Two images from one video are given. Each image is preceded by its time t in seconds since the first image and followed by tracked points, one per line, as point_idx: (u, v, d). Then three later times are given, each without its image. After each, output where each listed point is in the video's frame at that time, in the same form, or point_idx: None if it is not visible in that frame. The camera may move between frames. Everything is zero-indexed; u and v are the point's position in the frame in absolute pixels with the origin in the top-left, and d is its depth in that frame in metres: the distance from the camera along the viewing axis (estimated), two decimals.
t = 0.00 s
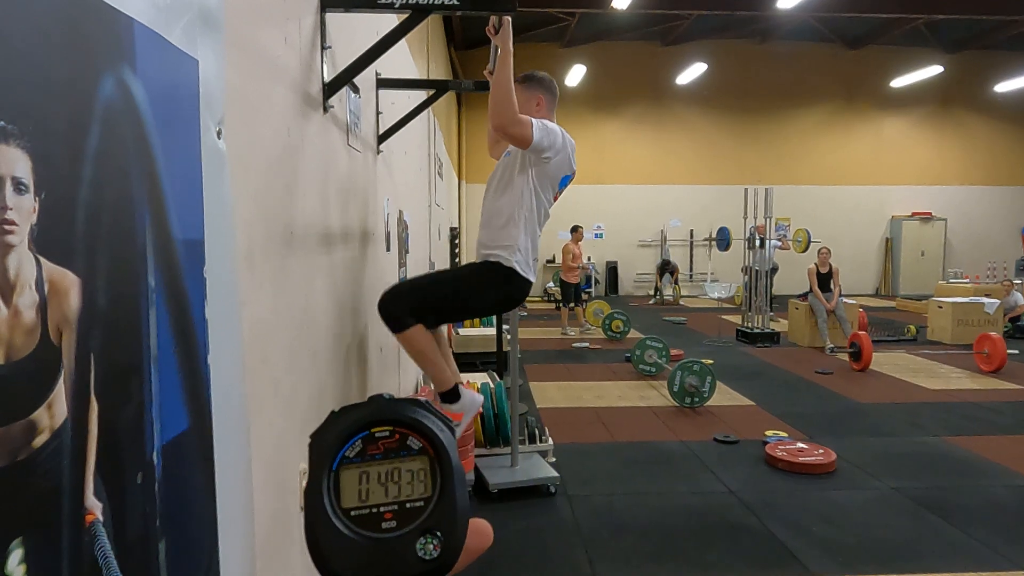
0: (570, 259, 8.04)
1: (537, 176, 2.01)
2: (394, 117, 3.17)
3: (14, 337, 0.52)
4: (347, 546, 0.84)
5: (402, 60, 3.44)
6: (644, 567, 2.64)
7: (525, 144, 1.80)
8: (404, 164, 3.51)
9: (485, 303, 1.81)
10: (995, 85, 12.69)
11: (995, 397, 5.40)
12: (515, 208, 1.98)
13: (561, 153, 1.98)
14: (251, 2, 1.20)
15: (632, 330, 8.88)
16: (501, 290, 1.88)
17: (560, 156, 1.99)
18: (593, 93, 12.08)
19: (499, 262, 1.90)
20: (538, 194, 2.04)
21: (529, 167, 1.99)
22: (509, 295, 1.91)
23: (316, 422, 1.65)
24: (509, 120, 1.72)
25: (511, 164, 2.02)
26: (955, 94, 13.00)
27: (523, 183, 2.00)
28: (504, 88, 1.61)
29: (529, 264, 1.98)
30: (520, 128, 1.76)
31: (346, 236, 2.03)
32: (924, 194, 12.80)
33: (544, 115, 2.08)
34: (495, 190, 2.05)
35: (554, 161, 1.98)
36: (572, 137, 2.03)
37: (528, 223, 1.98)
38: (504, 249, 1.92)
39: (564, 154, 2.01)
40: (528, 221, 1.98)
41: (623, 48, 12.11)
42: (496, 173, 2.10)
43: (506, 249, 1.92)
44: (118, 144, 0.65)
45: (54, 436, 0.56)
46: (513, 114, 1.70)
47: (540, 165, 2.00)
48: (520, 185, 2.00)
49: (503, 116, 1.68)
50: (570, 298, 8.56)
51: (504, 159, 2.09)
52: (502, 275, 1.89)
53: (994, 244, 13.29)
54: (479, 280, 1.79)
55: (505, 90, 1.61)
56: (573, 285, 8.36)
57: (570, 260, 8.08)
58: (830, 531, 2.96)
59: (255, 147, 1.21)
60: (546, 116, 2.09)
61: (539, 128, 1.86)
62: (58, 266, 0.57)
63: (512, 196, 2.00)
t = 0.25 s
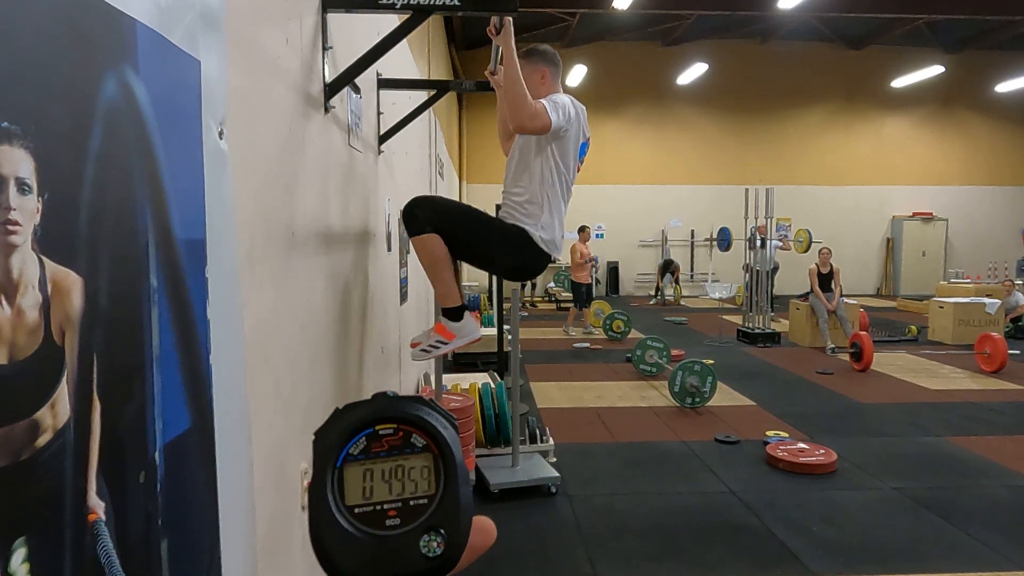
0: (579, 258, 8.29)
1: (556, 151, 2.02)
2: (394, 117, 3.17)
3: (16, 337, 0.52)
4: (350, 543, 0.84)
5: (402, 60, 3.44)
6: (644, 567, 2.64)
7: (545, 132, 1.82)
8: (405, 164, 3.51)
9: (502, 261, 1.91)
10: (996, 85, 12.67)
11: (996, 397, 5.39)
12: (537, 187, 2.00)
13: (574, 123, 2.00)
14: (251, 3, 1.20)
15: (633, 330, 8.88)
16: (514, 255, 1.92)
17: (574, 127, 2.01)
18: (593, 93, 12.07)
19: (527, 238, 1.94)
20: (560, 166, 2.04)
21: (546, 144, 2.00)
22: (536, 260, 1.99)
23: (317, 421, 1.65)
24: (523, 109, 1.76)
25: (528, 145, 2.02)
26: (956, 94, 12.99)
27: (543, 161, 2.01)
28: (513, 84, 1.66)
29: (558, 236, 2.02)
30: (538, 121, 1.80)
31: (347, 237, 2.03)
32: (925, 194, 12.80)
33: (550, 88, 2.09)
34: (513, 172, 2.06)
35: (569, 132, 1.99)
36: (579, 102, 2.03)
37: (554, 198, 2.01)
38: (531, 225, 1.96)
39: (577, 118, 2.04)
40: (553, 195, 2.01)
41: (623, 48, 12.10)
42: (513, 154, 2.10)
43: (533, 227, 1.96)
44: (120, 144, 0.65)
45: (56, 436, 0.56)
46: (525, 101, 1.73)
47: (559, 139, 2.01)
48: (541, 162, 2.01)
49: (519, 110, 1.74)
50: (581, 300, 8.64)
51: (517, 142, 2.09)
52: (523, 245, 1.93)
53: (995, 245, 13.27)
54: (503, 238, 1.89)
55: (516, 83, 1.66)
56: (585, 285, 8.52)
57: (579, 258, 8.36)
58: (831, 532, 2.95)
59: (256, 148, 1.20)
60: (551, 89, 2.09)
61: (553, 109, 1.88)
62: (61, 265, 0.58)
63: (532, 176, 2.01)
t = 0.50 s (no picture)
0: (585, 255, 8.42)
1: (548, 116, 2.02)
2: (394, 117, 3.17)
3: (16, 336, 0.52)
4: (349, 544, 0.84)
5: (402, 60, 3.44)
6: (644, 567, 2.64)
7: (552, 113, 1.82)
8: (405, 164, 3.51)
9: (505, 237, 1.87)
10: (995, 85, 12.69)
11: (995, 397, 5.40)
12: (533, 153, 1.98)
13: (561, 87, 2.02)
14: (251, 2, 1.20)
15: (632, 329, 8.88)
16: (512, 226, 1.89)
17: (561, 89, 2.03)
18: (592, 93, 12.07)
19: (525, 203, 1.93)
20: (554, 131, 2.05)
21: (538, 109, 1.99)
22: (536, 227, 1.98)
23: (317, 421, 1.65)
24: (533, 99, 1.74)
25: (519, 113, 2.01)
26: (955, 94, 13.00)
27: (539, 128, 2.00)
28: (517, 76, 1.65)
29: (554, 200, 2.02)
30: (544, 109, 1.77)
31: (347, 236, 2.03)
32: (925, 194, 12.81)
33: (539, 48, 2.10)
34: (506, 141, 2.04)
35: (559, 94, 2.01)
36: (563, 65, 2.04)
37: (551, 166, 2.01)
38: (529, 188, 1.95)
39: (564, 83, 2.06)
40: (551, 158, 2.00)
41: (623, 48, 12.11)
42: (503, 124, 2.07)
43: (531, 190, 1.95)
44: (120, 144, 0.65)
45: (57, 435, 0.56)
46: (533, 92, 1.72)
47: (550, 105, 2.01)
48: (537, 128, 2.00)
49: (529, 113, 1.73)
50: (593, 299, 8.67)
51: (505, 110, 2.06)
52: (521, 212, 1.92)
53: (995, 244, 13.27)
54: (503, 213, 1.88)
55: (518, 79, 1.67)
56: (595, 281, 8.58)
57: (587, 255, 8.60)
58: (830, 531, 2.96)
59: (256, 147, 1.21)
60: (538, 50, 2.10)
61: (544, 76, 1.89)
62: (61, 265, 0.58)
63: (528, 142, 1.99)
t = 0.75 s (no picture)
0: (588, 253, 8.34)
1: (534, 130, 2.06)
2: (394, 115, 3.16)
3: (18, 334, 0.52)
4: (350, 540, 0.84)
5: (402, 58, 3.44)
6: (644, 566, 2.64)
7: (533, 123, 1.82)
8: (405, 162, 3.51)
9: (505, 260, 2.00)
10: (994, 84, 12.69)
11: (994, 395, 5.40)
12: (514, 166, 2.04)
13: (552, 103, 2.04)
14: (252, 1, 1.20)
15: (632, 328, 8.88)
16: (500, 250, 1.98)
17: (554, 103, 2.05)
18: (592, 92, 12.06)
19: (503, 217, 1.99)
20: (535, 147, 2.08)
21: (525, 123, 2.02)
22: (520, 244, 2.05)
23: (318, 420, 1.65)
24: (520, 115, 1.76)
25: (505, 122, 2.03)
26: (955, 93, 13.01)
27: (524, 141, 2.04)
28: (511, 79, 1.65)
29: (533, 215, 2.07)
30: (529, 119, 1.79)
31: (347, 235, 2.03)
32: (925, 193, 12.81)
33: (542, 56, 2.10)
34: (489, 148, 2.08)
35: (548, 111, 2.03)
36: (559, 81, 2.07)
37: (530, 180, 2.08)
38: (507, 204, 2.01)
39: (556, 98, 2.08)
40: (526, 174, 2.06)
41: (623, 46, 12.12)
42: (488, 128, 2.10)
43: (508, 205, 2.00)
44: (121, 142, 0.65)
45: (58, 433, 0.56)
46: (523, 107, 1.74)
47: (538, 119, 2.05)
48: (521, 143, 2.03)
49: (513, 117, 1.74)
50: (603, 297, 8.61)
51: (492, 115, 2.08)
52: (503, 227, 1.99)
53: (994, 243, 13.27)
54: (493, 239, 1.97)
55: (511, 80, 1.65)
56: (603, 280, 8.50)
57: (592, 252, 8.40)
58: (829, 529, 2.96)
59: (256, 147, 1.20)
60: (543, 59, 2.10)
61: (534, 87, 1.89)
62: (62, 263, 0.58)
63: (510, 155, 2.03)
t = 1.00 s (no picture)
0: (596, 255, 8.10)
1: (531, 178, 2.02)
2: (391, 113, 3.16)
3: (15, 332, 0.52)
4: (350, 538, 0.84)
5: (400, 56, 3.44)
6: (642, 563, 2.64)
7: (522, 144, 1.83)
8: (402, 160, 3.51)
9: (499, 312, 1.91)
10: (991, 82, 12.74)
11: (990, 392, 5.42)
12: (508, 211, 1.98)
13: (557, 158, 2.00)
14: None
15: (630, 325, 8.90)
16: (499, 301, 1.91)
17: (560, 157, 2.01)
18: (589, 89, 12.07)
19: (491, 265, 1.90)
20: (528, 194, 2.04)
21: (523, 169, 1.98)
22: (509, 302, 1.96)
23: (315, 418, 1.65)
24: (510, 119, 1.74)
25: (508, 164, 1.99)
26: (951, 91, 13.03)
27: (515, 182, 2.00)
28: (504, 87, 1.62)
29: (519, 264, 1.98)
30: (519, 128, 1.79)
31: (344, 233, 2.03)
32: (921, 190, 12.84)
33: (560, 118, 2.06)
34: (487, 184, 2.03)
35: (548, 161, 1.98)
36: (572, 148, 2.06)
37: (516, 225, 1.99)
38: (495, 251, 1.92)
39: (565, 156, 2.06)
40: (516, 222, 1.99)
41: (620, 44, 12.11)
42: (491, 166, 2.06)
43: (497, 250, 1.92)
44: (118, 140, 0.65)
45: (55, 431, 0.56)
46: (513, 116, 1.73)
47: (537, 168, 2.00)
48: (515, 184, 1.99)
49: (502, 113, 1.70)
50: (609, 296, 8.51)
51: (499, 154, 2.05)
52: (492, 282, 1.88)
53: (990, 241, 13.33)
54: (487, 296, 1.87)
55: (506, 85, 1.62)
56: (608, 279, 8.36)
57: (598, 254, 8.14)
58: (826, 526, 2.97)
59: (254, 145, 1.21)
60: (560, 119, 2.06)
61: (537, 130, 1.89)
62: (59, 260, 0.57)
63: (506, 199, 1.98)
